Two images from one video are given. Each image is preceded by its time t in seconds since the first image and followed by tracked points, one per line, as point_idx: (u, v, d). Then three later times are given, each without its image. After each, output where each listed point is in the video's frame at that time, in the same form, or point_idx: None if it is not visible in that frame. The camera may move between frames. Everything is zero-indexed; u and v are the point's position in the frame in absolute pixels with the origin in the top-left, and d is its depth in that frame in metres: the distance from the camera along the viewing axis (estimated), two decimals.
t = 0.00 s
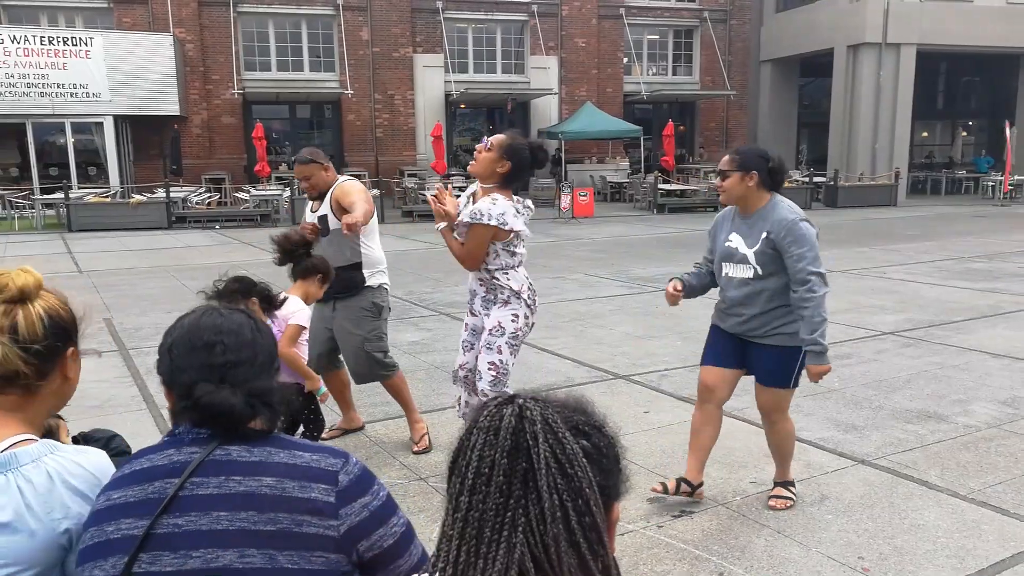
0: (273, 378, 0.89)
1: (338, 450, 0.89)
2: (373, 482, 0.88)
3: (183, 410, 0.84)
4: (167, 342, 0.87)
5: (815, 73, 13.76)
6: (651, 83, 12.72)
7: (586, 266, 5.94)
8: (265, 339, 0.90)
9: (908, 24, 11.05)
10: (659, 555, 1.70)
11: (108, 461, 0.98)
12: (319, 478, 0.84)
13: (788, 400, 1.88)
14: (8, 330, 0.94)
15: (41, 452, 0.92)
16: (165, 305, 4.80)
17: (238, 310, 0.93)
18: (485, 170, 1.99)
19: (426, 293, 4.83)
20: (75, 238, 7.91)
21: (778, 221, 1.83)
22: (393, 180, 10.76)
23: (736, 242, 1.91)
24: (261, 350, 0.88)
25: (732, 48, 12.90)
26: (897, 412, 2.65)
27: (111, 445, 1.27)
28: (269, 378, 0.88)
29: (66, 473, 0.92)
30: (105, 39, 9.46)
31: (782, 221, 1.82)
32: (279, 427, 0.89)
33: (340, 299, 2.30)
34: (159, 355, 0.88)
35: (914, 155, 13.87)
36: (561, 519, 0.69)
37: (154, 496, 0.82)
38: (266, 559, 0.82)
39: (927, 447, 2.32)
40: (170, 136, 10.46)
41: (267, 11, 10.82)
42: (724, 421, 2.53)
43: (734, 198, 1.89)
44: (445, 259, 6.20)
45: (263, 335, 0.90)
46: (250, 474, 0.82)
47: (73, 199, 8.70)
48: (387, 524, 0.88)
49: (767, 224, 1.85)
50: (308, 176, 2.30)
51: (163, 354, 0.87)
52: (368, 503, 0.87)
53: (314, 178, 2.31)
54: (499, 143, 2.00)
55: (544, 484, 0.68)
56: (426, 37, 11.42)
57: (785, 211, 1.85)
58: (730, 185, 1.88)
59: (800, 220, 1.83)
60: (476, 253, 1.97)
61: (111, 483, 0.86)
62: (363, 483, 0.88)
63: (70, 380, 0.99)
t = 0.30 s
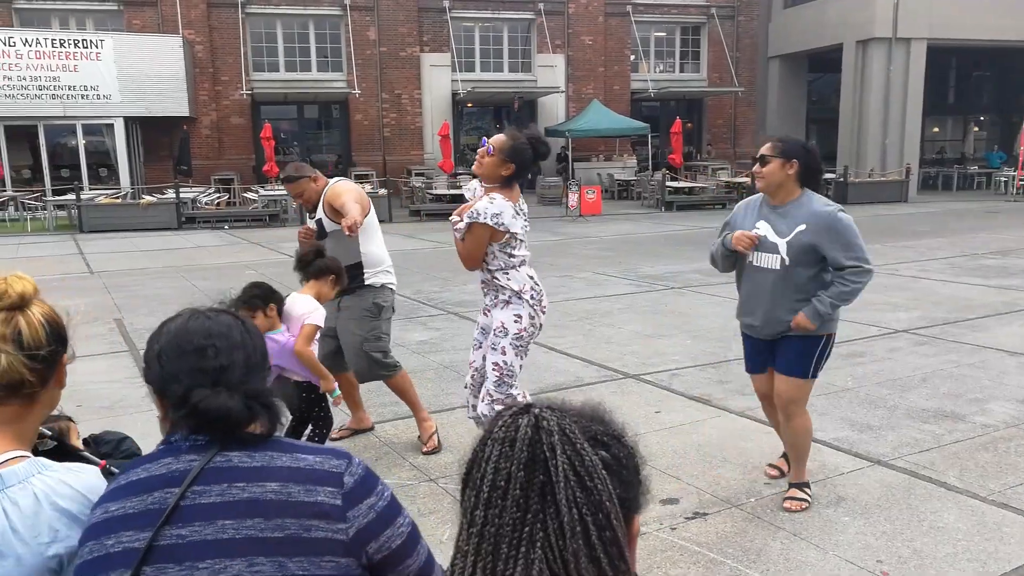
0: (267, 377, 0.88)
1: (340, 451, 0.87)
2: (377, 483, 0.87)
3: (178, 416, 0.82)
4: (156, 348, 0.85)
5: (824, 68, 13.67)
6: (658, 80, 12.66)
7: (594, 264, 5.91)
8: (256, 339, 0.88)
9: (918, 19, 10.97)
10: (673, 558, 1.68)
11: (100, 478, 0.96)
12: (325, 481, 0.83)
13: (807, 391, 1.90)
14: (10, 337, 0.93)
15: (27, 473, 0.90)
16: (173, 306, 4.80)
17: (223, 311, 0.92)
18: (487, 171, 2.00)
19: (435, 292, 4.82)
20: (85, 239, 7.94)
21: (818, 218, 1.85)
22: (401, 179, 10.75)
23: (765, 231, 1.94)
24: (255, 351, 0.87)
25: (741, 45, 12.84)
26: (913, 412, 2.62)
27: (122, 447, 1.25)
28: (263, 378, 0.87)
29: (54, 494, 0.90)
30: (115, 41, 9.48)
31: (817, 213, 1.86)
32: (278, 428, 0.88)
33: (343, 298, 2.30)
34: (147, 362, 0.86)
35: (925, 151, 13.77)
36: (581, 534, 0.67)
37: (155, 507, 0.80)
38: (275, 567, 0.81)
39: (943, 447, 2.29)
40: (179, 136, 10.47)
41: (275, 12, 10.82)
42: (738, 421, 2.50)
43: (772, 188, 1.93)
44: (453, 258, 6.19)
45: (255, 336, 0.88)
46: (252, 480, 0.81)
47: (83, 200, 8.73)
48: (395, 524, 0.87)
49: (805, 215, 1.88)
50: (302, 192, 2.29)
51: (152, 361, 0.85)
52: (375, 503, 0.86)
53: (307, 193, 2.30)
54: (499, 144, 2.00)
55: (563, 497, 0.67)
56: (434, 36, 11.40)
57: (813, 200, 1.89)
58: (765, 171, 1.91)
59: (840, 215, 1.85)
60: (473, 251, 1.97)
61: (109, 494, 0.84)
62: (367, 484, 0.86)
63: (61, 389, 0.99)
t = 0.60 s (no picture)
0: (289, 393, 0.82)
1: (372, 487, 0.83)
2: (412, 525, 0.84)
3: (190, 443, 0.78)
4: (171, 362, 0.81)
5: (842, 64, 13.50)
6: (674, 77, 12.56)
7: (611, 262, 5.85)
8: (279, 351, 0.82)
9: (937, 13, 10.80)
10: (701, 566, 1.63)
11: (106, 497, 0.94)
12: (352, 524, 0.79)
13: (838, 384, 1.85)
14: (7, 351, 0.89)
15: (31, 492, 0.88)
16: (189, 305, 4.79)
17: (245, 314, 0.86)
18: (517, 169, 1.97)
19: (450, 291, 4.78)
20: (102, 238, 7.98)
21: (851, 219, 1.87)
22: (415, 177, 10.72)
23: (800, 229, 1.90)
24: (276, 367, 0.81)
25: (757, 41, 12.71)
26: (942, 413, 2.55)
27: (133, 455, 1.30)
28: (286, 394, 0.82)
29: (58, 517, 0.88)
30: (130, 40, 9.51)
31: (845, 215, 1.88)
32: (300, 459, 0.83)
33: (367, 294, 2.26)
34: (162, 376, 0.82)
35: (943, 147, 13.58)
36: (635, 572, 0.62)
37: (166, 541, 0.77)
38: None
39: (975, 450, 2.22)
40: (194, 135, 10.51)
41: (289, 10, 10.82)
42: (763, 423, 2.44)
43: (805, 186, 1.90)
44: (469, 256, 6.15)
45: (278, 347, 0.82)
46: (273, 519, 0.77)
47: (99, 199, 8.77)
48: (431, 571, 0.85)
49: (836, 217, 1.89)
50: (320, 183, 2.27)
51: (167, 376, 0.81)
52: (409, 549, 0.83)
53: (326, 184, 2.27)
54: (537, 140, 1.95)
55: (613, 531, 0.62)
56: (448, 33, 11.36)
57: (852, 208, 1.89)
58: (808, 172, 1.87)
59: (863, 219, 1.87)
60: (517, 241, 1.94)
61: (117, 520, 0.81)
62: (400, 520, 0.84)
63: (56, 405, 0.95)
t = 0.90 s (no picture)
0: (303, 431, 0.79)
1: (395, 561, 0.78)
2: None
3: (188, 481, 0.76)
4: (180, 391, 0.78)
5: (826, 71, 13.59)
6: (661, 83, 12.58)
7: (600, 269, 5.83)
8: (293, 387, 0.80)
9: (919, 20, 10.88)
10: None
11: (66, 538, 0.96)
12: None
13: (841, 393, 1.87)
14: None
15: None
16: (170, 315, 4.72)
17: (264, 342, 0.83)
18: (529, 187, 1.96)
19: (437, 299, 4.73)
20: (82, 246, 7.87)
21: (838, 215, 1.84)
22: (401, 183, 10.66)
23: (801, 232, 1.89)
24: (289, 406, 0.78)
25: (742, 47, 12.76)
26: (934, 421, 2.52)
27: (105, 475, 1.61)
28: (300, 431, 0.79)
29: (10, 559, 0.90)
30: (110, 45, 9.42)
31: (837, 208, 1.85)
32: (315, 518, 0.79)
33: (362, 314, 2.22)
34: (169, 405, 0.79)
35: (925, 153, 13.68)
36: None
37: None
38: None
39: (969, 458, 2.20)
40: (177, 142, 10.41)
41: (273, 16, 10.76)
42: (755, 434, 2.41)
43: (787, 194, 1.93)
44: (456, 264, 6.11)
45: (294, 383, 0.80)
46: None
47: (79, 207, 8.67)
48: None
49: (828, 212, 1.86)
50: (321, 197, 2.21)
51: (174, 406, 0.78)
52: None
53: (328, 198, 2.22)
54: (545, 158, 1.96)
55: None
56: (434, 39, 11.33)
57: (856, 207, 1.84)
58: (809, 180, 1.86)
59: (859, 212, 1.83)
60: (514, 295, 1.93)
61: (97, 569, 0.77)
62: None
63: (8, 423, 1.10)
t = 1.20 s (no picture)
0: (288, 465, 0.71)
1: None
2: None
3: (151, 513, 0.69)
4: (151, 406, 0.69)
5: (806, 74, 13.66)
6: (642, 82, 12.56)
7: (579, 267, 5.77)
8: (282, 415, 0.70)
9: (898, 27, 10.97)
10: None
11: None
12: None
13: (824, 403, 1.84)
14: None
15: None
16: (138, 305, 4.58)
17: (252, 354, 0.73)
18: (519, 164, 1.88)
19: (414, 295, 4.64)
20: (50, 232, 7.66)
21: (804, 222, 1.76)
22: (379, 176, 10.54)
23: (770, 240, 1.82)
24: (274, 438, 0.69)
25: (723, 49, 12.78)
26: (915, 430, 2.49)
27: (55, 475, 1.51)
28: (283, 466, 0.71)
29: None
30: (84, 28, 9.19)
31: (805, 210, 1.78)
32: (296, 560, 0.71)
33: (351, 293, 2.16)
34: (139, 418, 0.70)
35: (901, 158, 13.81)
36: None
37: None
38: None
39: (951, 469, 2.17)
40: (151, 129, 10.19)
41: (251, 3, 10.58)
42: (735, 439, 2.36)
43: (759, 186, 1.85)
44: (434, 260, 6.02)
45: (281, 411, 0.70)
46: None
47: (48, 191, 8.45)
48: None
49: (796, 216, 1.78)
50: (318, 177, 2.16)
51: (143, 424, 0.69)
52: None
53: (324, 178, 2.17)
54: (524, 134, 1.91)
55: None
56: (416, 32, 11.19)
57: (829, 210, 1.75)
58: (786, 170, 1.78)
59: (835, 218, 1.74)
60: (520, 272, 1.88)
61: None
62: None
63: None
